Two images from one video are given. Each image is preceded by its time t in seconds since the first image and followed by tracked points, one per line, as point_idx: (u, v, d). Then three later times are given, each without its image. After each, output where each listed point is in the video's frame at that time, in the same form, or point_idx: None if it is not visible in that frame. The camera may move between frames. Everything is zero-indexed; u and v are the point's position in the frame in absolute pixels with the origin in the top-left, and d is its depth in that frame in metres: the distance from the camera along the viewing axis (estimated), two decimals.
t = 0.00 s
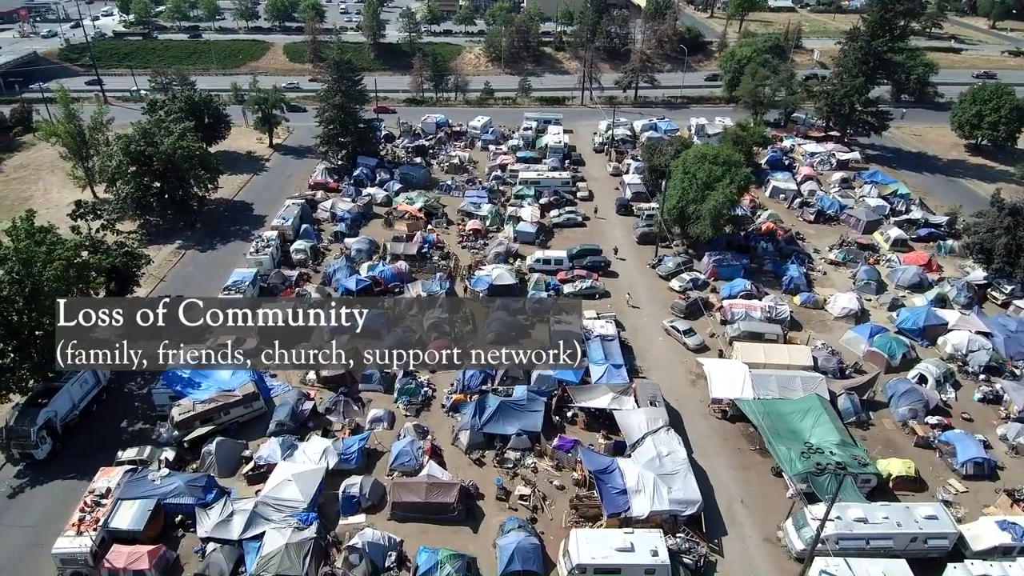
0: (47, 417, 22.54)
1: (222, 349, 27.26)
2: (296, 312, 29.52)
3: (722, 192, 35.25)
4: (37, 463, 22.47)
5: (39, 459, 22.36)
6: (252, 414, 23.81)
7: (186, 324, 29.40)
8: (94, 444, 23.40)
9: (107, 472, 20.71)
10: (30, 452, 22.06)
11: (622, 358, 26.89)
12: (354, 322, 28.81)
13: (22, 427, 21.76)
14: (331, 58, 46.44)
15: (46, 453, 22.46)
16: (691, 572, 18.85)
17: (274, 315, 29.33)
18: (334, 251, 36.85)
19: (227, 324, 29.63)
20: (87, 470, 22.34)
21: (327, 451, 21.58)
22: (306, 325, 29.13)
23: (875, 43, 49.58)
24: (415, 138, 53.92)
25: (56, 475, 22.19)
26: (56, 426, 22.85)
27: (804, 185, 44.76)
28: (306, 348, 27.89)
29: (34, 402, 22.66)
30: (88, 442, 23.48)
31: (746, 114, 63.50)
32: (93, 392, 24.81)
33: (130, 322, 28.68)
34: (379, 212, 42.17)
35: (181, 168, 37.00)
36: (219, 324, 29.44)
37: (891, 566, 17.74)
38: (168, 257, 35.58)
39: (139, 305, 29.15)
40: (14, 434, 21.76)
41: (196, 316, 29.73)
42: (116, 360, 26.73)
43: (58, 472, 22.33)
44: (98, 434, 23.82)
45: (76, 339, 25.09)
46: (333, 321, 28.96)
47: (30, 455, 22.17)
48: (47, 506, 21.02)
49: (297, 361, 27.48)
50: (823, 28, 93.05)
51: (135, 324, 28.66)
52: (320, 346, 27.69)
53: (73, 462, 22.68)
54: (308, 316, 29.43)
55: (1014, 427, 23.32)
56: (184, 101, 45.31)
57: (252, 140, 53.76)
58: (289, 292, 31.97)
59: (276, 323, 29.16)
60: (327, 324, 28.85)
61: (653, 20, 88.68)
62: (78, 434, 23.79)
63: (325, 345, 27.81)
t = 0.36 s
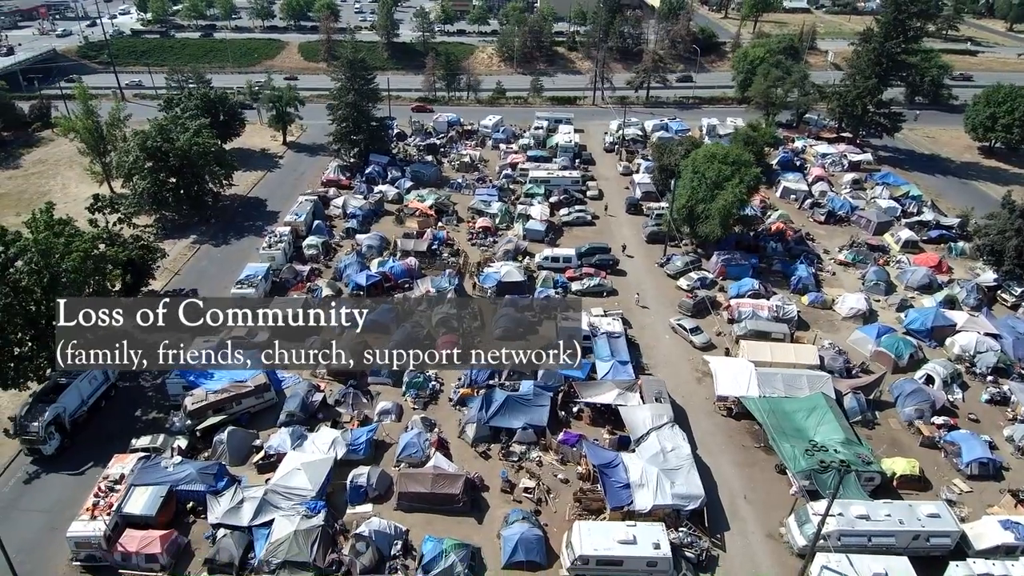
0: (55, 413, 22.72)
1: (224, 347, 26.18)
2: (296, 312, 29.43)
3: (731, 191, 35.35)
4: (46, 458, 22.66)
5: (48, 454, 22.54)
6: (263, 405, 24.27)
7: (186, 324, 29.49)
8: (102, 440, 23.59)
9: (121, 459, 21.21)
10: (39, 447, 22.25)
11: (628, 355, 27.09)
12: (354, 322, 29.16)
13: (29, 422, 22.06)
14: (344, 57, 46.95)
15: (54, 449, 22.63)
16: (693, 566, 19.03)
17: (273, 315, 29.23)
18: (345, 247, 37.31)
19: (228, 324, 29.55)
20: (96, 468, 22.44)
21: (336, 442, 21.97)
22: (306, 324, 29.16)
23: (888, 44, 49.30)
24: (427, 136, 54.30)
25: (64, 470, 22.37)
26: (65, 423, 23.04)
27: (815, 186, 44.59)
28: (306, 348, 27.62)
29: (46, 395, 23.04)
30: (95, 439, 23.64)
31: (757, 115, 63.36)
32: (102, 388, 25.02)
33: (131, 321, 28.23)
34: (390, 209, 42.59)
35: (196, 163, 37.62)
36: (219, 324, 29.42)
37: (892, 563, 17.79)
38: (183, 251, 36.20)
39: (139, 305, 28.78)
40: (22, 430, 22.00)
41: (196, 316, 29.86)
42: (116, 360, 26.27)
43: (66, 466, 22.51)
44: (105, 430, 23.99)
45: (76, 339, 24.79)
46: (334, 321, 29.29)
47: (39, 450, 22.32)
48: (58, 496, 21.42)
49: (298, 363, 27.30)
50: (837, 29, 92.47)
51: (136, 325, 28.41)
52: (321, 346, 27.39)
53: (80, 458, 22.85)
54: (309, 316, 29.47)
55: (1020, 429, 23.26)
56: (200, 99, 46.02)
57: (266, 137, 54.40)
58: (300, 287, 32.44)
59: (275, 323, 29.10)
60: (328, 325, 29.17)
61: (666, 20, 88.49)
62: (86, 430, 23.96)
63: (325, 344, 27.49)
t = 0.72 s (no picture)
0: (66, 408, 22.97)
1: (224, 346, 25.85)
2: (296, 312, 29.61)
3: (742, 191, 35.45)
4: (57, 452, 22.89)
5: (59, 449, 22.76)
6: (276, 395, 24.81)
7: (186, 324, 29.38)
8: (112, 435, 23.84)
9: (138, 445, 21.75)
10: (50, 442, 22.38)
11: (636, 353, 27.32)
12: (354, 322, 29.12)
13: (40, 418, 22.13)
14: (360, 56, 47.50)
15: (65, 443, 22.82)
16: (696, 558, 19.22)
17: (274, 315, 29.56)
18: (358, 243, 37.81)
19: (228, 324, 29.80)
20: (106, 462, 22.69)
21: (347, 432, 22.41)
22: (306, 324, 29.28)
23: (903, 46, 48.99)
24: (440, 135, 54.71)
25: (75, 465, 22.60)
26: (76, 417, 23.26)
27: (827, 187, 44.42)
28: (305, 349, 27.67)
29: (64, 383, 23.57)
30: (105, 434, 23.89)
31: (771, 116, 63.19)
32: (113, 383, 25.35)
33: (130, 321, 27.59)
34: (402, 206, 43.03)
35: (214, 159, 38.33)
36: (220, 323, 29.60)
37: (895, 559, 17.85)
38: (200, 245, 36.89)
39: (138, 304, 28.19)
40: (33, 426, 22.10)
41: (196, 315, 29.84)
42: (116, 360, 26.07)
43: (76, 461, 22.76)
44: (115, 426, 24.25)
45: (76, 339, 24.94)
46: (334, 322, 29.27)
47: (49, 445, 22.48)
48: (73, 484, 21.88)
49: (298, 361, 27.11)
50: (854, 31, 91.86)
51: (136, 324, 27.70)
52: (321, 346, 27.44)
53: (90, 453, 23.11)
54: (308, 316, 29.58)
55: None
56: (217, 96, 46.79)
57: (281, 135, 55.10)
58: (313, 282, 32.96)
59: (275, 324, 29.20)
60: (329, 325, 29.20)
61: (681, 20, 88.29)
62: (96, 425, 24.21)
63: (325, 344, 27.44)
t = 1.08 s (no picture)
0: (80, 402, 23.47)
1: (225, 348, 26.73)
2: (296, 313, 30.26)
3: (753, 192, 35.55)
4: (71, 446, 23.30)
5: (73, 442, 23.16)
6: (291, 386, 25.35)
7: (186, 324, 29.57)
8: (125, 428, 24.31)
9: (157, 432, 22.33)
10: (65, 435, 22.88)
11: (645, 350, 27.59)
12: (354, 322, 29.35)
13: (55, 412, 22.65)
14: (376, 55, 48.07)
15: (80, 436, 23.30)
16: (701, 552, 19.46)
17: (273, 315, 30.19)
18: (372, 239, 38.34)
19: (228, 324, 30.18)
20: (119, 456, 23.05)
21: (359, 422, 22.88)
22: (312, 322, 29.73)
23: (919, 48, 48.70)
24: (454, 134, 55.14)
25: (88, 458, 22.98)
26: (89, 411, 23.74)
27: (841, 189, 44.24)
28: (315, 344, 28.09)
29: (79, 376, 24.28)
30: (118, 429, 24.28)
31: (785, 118, 63.01)
32: (126, 378, 25.80)
33: (131, 322, 27.07)
34: (416, 204, 43.48)
35: (232, 155, 39.02)
36: (219, 324, 29.87)
37: (899, 556, 17.95)
38: (217, 240, 37.59)
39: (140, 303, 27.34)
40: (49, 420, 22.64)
41: (196, 316, 30.08)
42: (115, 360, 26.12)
43: (90, 454, 23.13)
44: (128, 419, 24.74)
45: (76, 339, 25.05)
46: (349, 316, 29.82)
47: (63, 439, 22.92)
48: (86, 476, 22.25)
49: (298, 361, 26.54)
50: (871, 33, 91.13)
51: (136, 324, 27.24)
52: (321, 346, 27.81)
53: (103, 447, 23.48)
54: (309, 316, 30.15)
55: None
56: (236, 94, 47.59)
57: (298, 132, 55.84)
58: (328, 276, 33.52)
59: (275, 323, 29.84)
60: (339, 320, 29.69)
61: (696, 21, 88.15)
62: (110, 419, 24.62)
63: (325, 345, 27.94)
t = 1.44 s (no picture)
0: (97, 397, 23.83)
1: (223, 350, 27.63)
2: (295, 313, 30.06)
3: (766, 193, 35.64)
4: (86, 439, 23.58)
5: (88, 436, 23.49)
6: (306, 376, 25.96)
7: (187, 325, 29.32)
8: (140, 421, 24.67)
9: (176, 419, 22.98)
10: (81, 428, 23.15)
11: (654, 348, 27.84)
12: (354, 322, 29.54)
13: (71, 406, 22.89)
14: (393, 55, 48.71)
15: (95, 430, 23.59)
16: (706, 546, 19.70)
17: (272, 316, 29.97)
18: (386, 236, 38.88)
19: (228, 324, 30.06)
20: (134, 450, 23.41)
21: (372, 414, 23.37)
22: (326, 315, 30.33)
23: (936, 51, 48.40)
24: (469, 133, 55.61)
25: (103, 452, 23.31)
26: (105, 405, 24.01)
27: (855, 191, 44.07)
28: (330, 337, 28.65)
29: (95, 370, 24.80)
30: (132, 423, 24.61)
31: (801, 120, 62.78)
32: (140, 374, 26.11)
33: (130, 321, 26.97)
34: (430, 202, 43.99)
35: (251, 152, 39.72)
36: (220, 324, 29.79)
37: (904, 554, 18.06)
38: (236, 235, 38.33)
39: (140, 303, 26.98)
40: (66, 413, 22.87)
41: (196, 315, 29.93)
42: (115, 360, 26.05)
43: (105, 448, 23.48)
44: (142, 413, 25.06)
45: (76, 339, 25.94)
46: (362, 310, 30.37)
47: (79, 433, 23.25)
48: (102, 470, 22.52)
49: (304, 359, 26.33)
50: (889, 36, 90.41)
51: (135, 324, 27.13)
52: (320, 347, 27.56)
53: (117, 441, 23.81)
54: (309, 316, 29.92)
55: None
56: (256, 92, 48.44)
57: (315, 131, 56.63)
58: (343, 272, 34.11)
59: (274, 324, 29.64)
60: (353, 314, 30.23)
61: (713, 23, 87.98)
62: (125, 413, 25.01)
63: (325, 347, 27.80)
